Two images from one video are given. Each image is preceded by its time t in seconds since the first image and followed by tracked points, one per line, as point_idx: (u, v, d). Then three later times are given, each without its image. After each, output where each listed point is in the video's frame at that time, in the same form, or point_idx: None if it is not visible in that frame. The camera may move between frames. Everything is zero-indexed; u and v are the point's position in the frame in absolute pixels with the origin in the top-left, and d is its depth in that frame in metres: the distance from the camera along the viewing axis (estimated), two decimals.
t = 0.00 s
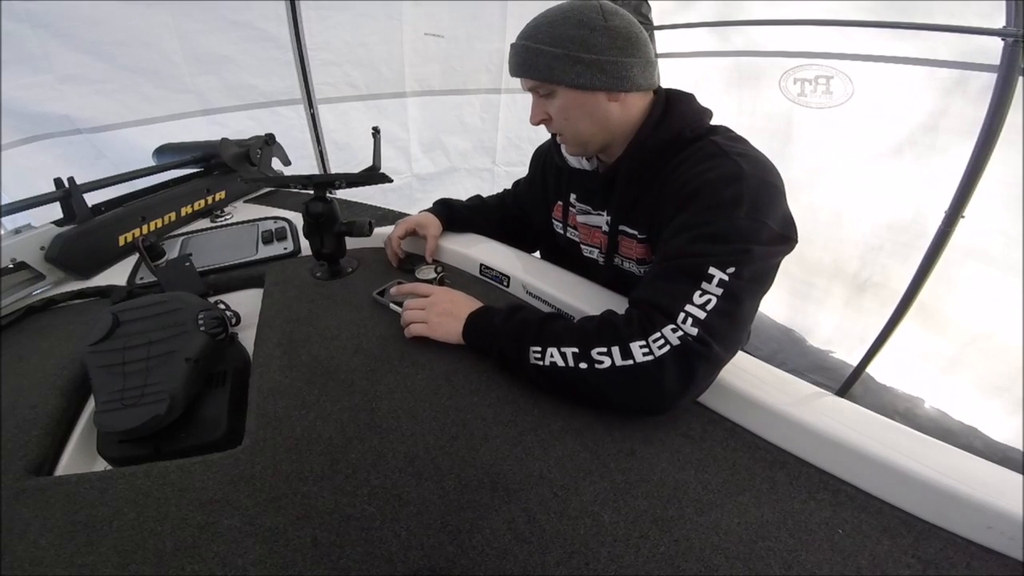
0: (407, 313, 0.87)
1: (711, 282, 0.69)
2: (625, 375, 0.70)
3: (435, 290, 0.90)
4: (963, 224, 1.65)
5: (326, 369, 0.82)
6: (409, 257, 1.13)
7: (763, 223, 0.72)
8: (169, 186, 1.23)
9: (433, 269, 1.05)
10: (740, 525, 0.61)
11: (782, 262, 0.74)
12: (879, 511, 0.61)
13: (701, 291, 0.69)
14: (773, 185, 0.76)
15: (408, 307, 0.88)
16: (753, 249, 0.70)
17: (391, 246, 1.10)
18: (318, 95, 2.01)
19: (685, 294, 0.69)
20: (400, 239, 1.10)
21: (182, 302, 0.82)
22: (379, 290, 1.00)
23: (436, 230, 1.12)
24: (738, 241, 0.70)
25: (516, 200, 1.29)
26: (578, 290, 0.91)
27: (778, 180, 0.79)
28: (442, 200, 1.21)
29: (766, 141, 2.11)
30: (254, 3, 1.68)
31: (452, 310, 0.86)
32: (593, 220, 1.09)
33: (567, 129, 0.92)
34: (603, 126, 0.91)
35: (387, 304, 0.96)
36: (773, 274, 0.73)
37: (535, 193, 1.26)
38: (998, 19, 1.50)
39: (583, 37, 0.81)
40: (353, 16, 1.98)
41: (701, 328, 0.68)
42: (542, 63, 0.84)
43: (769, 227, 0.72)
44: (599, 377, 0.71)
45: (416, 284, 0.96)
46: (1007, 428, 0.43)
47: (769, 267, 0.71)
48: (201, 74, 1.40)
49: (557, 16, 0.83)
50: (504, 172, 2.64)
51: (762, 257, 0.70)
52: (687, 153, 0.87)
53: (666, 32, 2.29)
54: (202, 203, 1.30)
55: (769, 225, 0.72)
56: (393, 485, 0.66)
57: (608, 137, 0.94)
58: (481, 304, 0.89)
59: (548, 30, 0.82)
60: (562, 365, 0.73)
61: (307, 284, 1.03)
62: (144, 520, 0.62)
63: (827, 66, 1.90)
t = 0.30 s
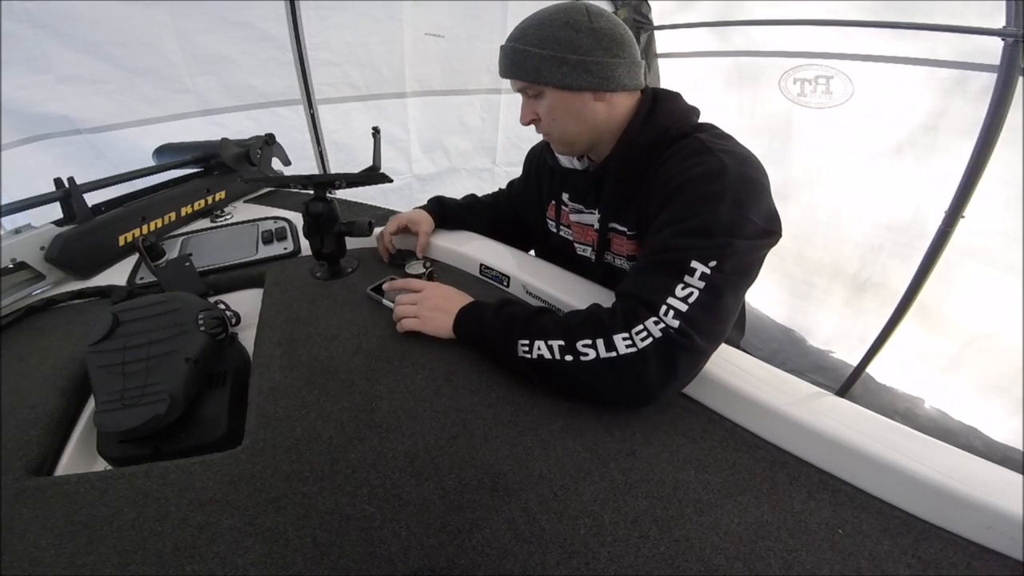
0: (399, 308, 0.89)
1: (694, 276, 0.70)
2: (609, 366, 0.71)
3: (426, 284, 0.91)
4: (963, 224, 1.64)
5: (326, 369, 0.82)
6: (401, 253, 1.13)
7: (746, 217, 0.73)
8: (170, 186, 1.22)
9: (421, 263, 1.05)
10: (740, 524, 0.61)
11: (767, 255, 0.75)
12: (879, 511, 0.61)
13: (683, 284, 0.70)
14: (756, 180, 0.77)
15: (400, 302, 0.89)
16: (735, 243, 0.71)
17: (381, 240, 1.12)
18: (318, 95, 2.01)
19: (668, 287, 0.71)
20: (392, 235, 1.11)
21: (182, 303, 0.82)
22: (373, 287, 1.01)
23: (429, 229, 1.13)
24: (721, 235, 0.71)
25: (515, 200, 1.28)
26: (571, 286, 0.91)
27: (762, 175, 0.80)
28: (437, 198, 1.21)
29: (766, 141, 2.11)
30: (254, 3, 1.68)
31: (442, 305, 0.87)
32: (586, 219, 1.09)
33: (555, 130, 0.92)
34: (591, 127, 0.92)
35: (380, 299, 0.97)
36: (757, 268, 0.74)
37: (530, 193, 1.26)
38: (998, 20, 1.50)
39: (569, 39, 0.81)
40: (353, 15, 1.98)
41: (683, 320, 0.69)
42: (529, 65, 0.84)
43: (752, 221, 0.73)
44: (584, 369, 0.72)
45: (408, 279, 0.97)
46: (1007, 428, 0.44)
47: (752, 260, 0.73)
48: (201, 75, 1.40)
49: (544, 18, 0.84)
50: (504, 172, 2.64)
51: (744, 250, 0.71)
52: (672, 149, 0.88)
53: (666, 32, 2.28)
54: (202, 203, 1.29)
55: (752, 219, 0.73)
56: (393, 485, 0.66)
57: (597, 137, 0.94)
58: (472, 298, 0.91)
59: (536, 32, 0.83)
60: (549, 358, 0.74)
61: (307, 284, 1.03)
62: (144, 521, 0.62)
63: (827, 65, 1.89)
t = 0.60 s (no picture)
0: (392, 305, 0.90)
1: (679, 271, 0.71)
2: (597, 360, 0.72)
3: (420, 281, 0.93)
4: (963, 224, 1.65)
5: (327, 369, 0.82)
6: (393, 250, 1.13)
7: (732, 214, 0.74)
8: (170, 186, 1.22)
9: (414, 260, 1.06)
10: (740, 524, 0.61)
11: (754, 251, 0.76)
12: (879, 511, 0.61)
13: (669, 279, 0.71)
14: (742, 177, 0.78)
15: (393, 299, 0.90)
16: (720, 239, 0.72)
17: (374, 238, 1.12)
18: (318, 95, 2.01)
19: (654, 282, 0.72)
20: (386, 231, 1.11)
21: (182, 302, 0.82)
22: (368, 283, 1.02)
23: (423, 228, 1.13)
24: (706, 232, 0.72)
25: (514, 200, 1.28)
26: (565, 284, 0.91)
27: (751, 172, 0.80)
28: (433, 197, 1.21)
29: (766, 141, 2.11)
30: (254, 3, 1.68)
31: (435, 301, 0.88)
32: (580, 217, 1.09)
33: (548, 130, 0.92)
34: (583, 126, 0.92)
35: (374, 296, 0.98)
36: (744, 263, 0.75)
37: (526, 193, 1.26)
38: (997, 20, 1.50)
39: (560, 40, 0.81)
40: (353, 15, 1.98)
41: (668, 315, 0.71)
42: (521, 66, 0.84)
43: (738, 217, 0.74)
44: (571, 363, 0.74)
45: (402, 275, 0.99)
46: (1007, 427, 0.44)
47: (738, 256, 0.73)
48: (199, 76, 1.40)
49: (535, 19, 0.84)
50: (505, 173, 2.63)
51: (730, 247, 0.72)
52: (660, 147, 0.89)
53: (666, 32, 2.29)
54: (202, 203, 1.28)
55: (738, 216, 0.74)
56: (393, 485, 0.66)
57: (589, 136, 0.95)
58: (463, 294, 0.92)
59: (527, 34, 0.83)
60: (539, 352, 0.76)
61: (307, 284, 1.02)
62: (144, 521, 0.62)
63: (827, 66, 1.89)
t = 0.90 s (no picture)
0: (387, 302, 0.91)
1: (668, 268, 0.71)
2: (588, 357, 0.73)
3: (415, 279, 0.94)
4: (963, 224, 1.65)
5: (327, 369, 0.82)
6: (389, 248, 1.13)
7: (722, 212, 0.74)
8: (170, 186, 1.21)
9: (409, 258, 1.08)
10: (740, 524, 0.61)
11: (745, 250, 0.75)
12: (879, 511, 0.61)
13: (659, 277, 0.72)
14: (733, 176, 0.78)
15: (389, 297, 0.91)
16: (710, 237, 0.72)
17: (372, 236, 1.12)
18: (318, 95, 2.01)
19: (644, 279, 0.72)
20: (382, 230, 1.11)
21: (182, 302, 0.82)
22: (364, 281, 1.02)
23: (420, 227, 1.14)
24: (695, 230, 0.73)
25: (513, 200, 1.28)
26: (560, 280, 0.92)
27: (744, 171, 0.80)
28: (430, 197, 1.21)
29: (766, 141, 2.11)
30: (253, 3, 1.68)
31: (430, 298, 0.89)
32: (575, 217, 1.09)
33: (542, 130, 0.92)
34: (577, 126, 0.92)
35: (370, 294, 0.99)
36: (736, 262, 0.75)
37: (523, 193, 1.26)
38: (998, 19, 1.50)
39: (552, 41, 0.81)
40: (353, 15, 1.98)
41: (657, 312, 0.71)
42: (514, 67, 0.84)
43: (728, 216, 0.74)
44: (562, 360, 0.74)
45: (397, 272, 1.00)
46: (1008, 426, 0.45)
47: (729, 254, 0.73)
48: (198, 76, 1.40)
49: (527, 21, 0.84)
50: (505, 173, 2.63)
51: (720, 245, 0.72)
52: (652, 146, 0.89)
53: (666, 32, 2.28)
54: (201, 203, 1.28)
55: (728, 215, 0.74)
56: (393, 485, 0.66)
57: (583, 136, 0.95)
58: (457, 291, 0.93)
59: (519, 35, 0.83)
60: (530, 349, 0.76)
61: (306, 284, 1.02)
62: (144, 521, 0.62)
63: (827, 66, 1.88)
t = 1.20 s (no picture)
0: (384, 301, 0.91)
1: (663, 267, 0.72)
2: (583, 355, 0.73)
3: (411, 277, 0.95)
4: (963, 224, 1.65)
5: (326, 369, 0.82)
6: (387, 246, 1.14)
7: (717, 211, 0.74)
8: (170, 186, 1.21)
9: (406, 257, 1.09)
10: (740, 524, 0.61)
11: (741, 249, 0.75)
12: (879, 511, 0.61)
13: (653, 275, 0.72)
14: (729, 175, 0.78)
15: (386, 296, 0.92)
16: (705, 236, 0.72)
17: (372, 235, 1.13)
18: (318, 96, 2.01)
19: (638, 277, 0.72)
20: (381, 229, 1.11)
21: (182, 303, 0.81)
22: (362, 280, 1.02)
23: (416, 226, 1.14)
24: (690, 229, 0.73)
25: (513, 201, 1.28)
26: (556, 278, 0.93)
27: (740, 171, 0.80)
28: (430, 196, 1.20)
29: (766, 141, 2.11)
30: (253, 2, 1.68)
31: (426, 296, 0.90)
32: (573, 216, 1.09)
33: (540, 130, 0.92)
34: (574, 126, 0.92)
35: (367, 293, 0.99)
36: (731, 261, 0.75)
37: (522, 193, 1.26)
38: (998, 18, 1.50)
39: (549, 42, 0.81)
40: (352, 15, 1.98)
41: (651, 310, 0.71)
42: (512, 68, 0.84)
43: (723, 215, 0.74)
44: (557, 358, 0.74)
45: (394, 271, 1.01)
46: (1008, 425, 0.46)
47: (724, 254, 0.73)
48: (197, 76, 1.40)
49: (525, 21, 0.84)
50: (505, 173, 2.63)
51: (715, 244, 0.72)
52: (650, 145, 0.89)
53: (666, 32, 2.28)
54: (201, 203, 1.28)
55: (723, 214, 0.74)
56: (393, 485, 0.66)
57: (581, 136, 0.95)
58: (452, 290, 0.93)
59: (516, 36, 0.83)
60: (525, 347, 0.76)
61: (306, 284, 1.02)
62: (144, 520, 0.62)
63: (827, 65, 1.88)
